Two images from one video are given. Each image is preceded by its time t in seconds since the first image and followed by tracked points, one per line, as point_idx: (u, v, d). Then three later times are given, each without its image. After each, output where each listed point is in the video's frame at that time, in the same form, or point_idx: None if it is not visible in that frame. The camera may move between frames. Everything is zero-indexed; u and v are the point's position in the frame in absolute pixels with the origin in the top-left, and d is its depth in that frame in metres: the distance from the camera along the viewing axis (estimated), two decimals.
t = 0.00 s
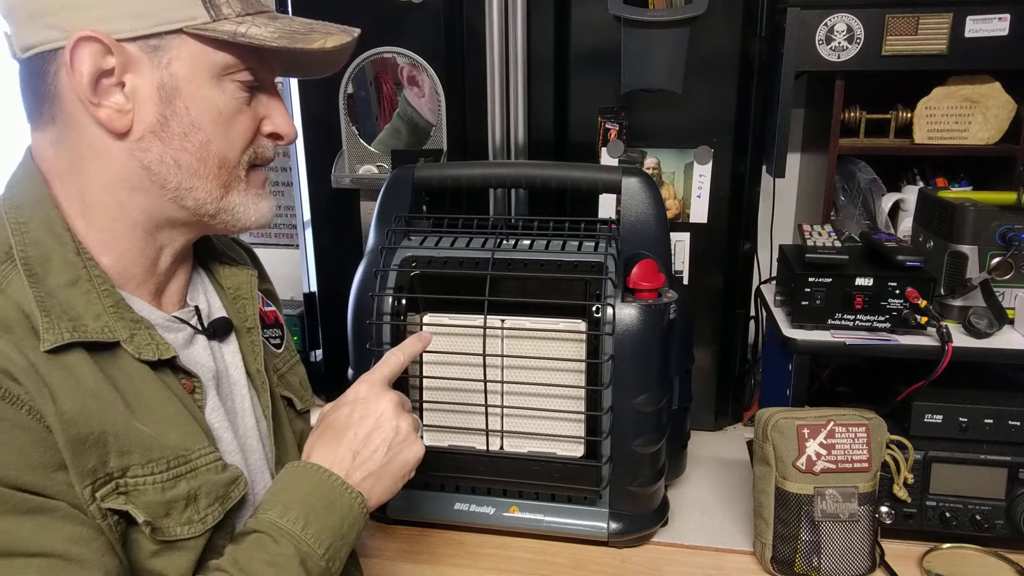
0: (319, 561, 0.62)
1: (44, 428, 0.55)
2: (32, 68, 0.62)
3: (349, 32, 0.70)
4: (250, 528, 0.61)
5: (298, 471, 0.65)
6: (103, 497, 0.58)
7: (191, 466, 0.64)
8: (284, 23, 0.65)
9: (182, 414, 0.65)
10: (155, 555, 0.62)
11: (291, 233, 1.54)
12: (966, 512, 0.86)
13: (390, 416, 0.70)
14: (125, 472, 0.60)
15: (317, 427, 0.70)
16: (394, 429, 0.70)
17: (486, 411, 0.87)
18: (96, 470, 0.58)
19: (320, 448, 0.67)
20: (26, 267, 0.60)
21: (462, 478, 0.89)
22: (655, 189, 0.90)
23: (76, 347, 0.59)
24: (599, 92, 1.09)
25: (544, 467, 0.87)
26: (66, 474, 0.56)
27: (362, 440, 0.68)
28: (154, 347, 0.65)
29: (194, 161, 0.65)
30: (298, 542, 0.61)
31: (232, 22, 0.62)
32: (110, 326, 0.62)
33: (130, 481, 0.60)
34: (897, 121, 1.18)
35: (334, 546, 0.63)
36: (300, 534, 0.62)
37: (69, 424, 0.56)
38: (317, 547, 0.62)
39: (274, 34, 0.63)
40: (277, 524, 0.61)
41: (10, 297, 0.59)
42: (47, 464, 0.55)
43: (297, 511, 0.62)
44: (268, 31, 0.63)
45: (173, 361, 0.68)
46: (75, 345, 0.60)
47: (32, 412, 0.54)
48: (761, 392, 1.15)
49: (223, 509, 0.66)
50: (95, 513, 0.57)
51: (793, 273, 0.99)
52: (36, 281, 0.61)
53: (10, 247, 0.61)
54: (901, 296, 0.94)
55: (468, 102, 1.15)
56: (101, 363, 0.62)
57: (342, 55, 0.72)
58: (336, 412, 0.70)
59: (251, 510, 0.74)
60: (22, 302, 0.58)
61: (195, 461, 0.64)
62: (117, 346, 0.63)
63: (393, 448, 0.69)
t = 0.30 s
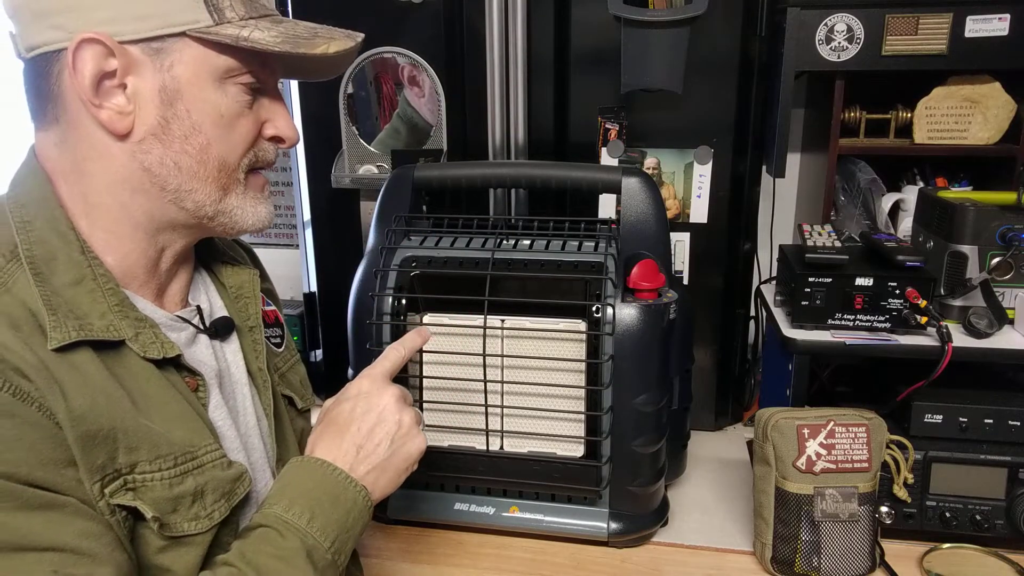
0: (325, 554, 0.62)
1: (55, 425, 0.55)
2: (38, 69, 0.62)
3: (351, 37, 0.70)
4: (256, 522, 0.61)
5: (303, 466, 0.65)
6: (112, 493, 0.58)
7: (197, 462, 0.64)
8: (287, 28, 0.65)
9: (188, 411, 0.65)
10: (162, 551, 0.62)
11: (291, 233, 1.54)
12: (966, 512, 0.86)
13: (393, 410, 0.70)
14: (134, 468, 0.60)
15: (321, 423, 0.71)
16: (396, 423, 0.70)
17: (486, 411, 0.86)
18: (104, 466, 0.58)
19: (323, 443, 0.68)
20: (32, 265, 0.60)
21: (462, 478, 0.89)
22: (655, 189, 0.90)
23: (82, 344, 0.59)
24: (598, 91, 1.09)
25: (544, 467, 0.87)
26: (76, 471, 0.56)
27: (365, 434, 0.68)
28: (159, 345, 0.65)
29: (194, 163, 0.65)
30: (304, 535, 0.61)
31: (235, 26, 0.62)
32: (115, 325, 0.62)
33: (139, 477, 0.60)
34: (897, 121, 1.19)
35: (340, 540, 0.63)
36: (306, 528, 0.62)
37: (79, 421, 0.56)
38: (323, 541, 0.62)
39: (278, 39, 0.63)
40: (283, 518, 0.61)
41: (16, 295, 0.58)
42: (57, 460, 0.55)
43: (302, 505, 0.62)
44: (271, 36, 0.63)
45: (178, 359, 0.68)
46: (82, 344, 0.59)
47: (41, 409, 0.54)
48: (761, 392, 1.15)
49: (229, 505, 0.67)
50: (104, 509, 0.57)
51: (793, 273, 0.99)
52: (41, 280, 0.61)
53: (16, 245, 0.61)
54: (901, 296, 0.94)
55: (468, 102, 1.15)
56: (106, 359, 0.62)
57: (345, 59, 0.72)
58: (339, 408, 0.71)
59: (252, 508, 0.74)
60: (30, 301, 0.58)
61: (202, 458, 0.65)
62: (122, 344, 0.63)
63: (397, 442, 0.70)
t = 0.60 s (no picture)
0: (326, 551, 0.62)
1: (50, 424, 0.55)
2: (42, 73, 0.62)
3: (354, 41, 0.70)
4: (256, 519, 0.61)
5: (305, 462, 0.65)
6: (108, 491, 0.58)
7: (195, 461, 0.64)
8: (291, 32, 0.65)
9: (186, 409, 0.65)
10: (158, 549, 0.62)
11: (291, 232, 1.54)
12: (966, 512, 0.86)
13: (397, 405, 0.70)
14: (129, 466, 0.60)
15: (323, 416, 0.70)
16: (400, 419, 0.70)
17: (486, 411, 0.87)
18: (100, 464, 0.58)
19: (326, 439, 0.67)
20: (29, 265, 0.60)
21: (463, 478, 0.89)
22: (655, 189, 0.90)
23: (80, 344, 0.59)
24: (598, 91, 1.09)
25: (544, 467, 0.87)
26: (71, 469, 0.56)
27: (368, 431, 0.68)
28: (157, 344, 0.65)
29: (197, 169, 0.65)
30: (304, 532, 0.61)
31: (237, 30, 0.62)
32: (111, 323, 0.62)
33: (134, 476, 0.60)
34: (897, 121, 1.19)
35: (341, 537, 0.63)
36: (306, 525, 0.62)
37: (74, 419, 0.56)
38: (323, 538, 0.62)
39: (280, 44, 0.63)
40: (283, 515, 0.61)
41: (13, 296, 0.58)
42: (52, 458, 0.55)
43: (302, 503, 0.62)
44: (274, 40, 0.63)
45: (176, 358, 0.68)
46: (78, 343, 0.59)
47: (36, 407, 0.54)
48: (761, 392, 1.15)
49: (227, 504, 0.67)
50: (99, 507, 0.57)
51: (793, 273, 0.99)
52: (39, 280, 0.61)
53: (14, 245, 0.61)
54: (901, 296, 0.94)
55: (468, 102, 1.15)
56: (104, 360, 0.62)
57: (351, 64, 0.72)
58: (342, 403, 0.70)
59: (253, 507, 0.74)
60: (26, 301, 0.58)
61: (200, 456, 0.65)
62: (120, 344, 0.63)
63: (401, 436, 0.70)
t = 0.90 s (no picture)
0: (346, 509, 0.61)
1: (53, 402, 0.55)
2: (37, 73, 0.62)
3: (350, 41, 0.70)
4: (273, 482, 0.60)
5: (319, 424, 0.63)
6: (110, 469, 0.58)
7: (197, 445, 0.65)
8: (285, 32, 0.65)
9: (186, 397, 0.66)
10: (161, 533, 0.62)
11: (291, 232, 1.55)
12: (966, 512, 0.86)
13: (412, 363, 0.67)
14: (132, 445, 0.60)
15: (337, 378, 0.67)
16: (415, 376, 0.67)
17: (486, 411, 0.87)
18: (102, 442, 0.58)
19: (342, 400, 0.65)
20: (28, 257, 0.60)
21: (463, 479, 0.89)
22: (655, 189, 0.90)
23: (79, 333, 0.59)
24: (598, 91, 1.09)
25: (544, 467, 0.87)
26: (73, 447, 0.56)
27: (385, 390, 0.65)
28: (156, 334, 0.65)
29: (190, 169, 0.64)
30: (321, 491, 0.60)
31: (231, 30, 0.62)
32: (110, 314, 0.62)
33: (137, 455, 0.60)
34: (897, 121, 1.19)
35: (362, 493, 0.62)
36: (324, 483, 0.60)
37: (78, 394, 0.56)
38: (343, 495, 0.61)
39: (274, 44, 0.62)
40: (299, 476, 0.60)
41: (12, 287, 0.58)
42: (55, 434, 0.55)
43: (319, 461, 0.61)
44: (268, 41, 0.62)
45: (175, 349, 0.68)
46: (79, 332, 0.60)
47: (38, 383, 0.54)
48: (761, 392, 1.15)
49: (228, 490, 0.67)
50: (101, 484, 0.57)
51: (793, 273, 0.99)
52: (38, 272, 0.61)
53: (11, 238, 0.61)
54: (901, 296, 0.94)
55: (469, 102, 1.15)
56: (104, 348, 0.62)
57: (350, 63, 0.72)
58: (355, 364, 0.67)
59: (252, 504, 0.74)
60: (25, 292, 0.58)
61: (201, 441, 0.65)
62: (120, 334, 0.63)
63: (420, 392, 0.67)
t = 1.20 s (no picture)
0: (345, 488, 0.60)
1: (47, 391, 0.55)
2: (17, 65, 0.61)
3: (327, 31, 0.69)
4: (273, 465, 0.60)
5: (321, 405, 0.63)
6: (106, 458, 0.58)
7: (191, 436, 0.65)
8: (260, 21, 0.64)
9: (180, 389, 0.66)
10: (157, 522, 0.63)
11: (291, 233, 1.57)
12: (966, 512, 0.86)
13: (409, 341, 0.68)
14: (126, 435, 0.60)
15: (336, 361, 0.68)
16: (413, 353, 0.68)
17: (486, 411, 0.87)
18: (97, 431, 0.58)
19: (342, 380, 0.65)
20: (19, 253, 0.61)
21: (463, 479, 0.89)
22: (655, 189, 0.90)
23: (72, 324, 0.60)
24: (598, 91, 1.09)
25: (544, 467, 0.87)
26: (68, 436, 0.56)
27: (383, 368, 0.66)
28: (149, 327, 0.66)
29: (164, 160, 0.64)
30: (321, 470, 0.60)
31: (203, 20, 0.61)
32: (102, 308, 0.62)
33: (132, 445, 0.60)
34: (897, 121, 1.19)
35: (361, 472, 0.62)
36: (323, 463, 0.60)
37: (72, 384, 0.56)
38: (343, 474, 0.61)
39: (246, 33, 0.61)
40: (298, 456, 0.60)
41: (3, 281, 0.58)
42: (50, 422, 0.55)
43: (318, 441, 0.61)
44: (240, 30, 0.62)
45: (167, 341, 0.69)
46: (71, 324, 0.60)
47: (33, 373, 0.54)
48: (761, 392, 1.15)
49: (223, 480, 0.67)
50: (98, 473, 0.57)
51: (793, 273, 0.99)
52: (29, 266, 0.61)
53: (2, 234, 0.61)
54: (901, 296, 0.94)
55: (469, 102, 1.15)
56: (97, 338, 0.62)
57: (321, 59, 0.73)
58: (353, 346, 0.68)
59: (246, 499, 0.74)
60: (16, 286, 0.58)
61: (196, 432, 0.65)
62: (112, 326, 0.64)
63: (419, 369, 0.67)
